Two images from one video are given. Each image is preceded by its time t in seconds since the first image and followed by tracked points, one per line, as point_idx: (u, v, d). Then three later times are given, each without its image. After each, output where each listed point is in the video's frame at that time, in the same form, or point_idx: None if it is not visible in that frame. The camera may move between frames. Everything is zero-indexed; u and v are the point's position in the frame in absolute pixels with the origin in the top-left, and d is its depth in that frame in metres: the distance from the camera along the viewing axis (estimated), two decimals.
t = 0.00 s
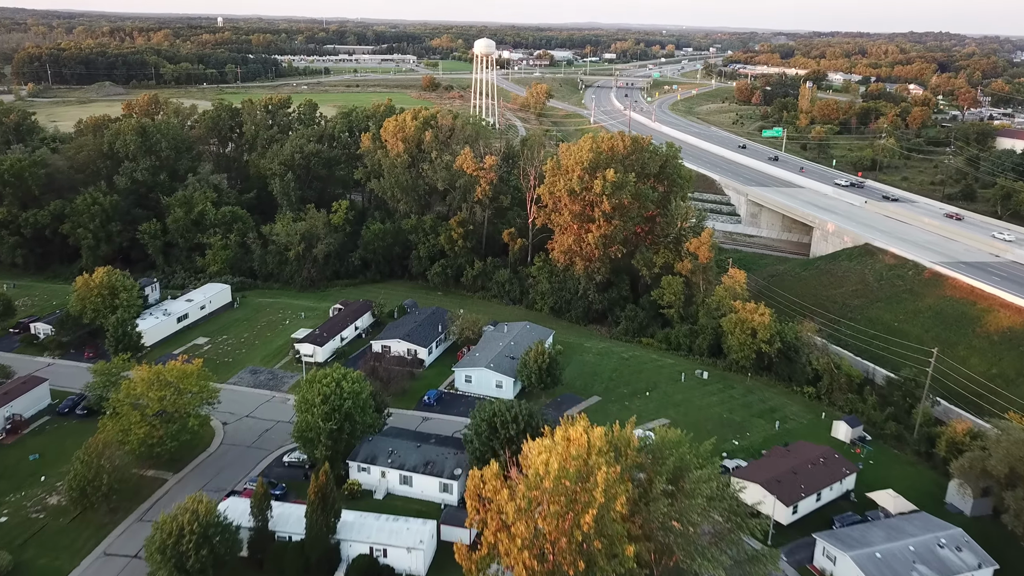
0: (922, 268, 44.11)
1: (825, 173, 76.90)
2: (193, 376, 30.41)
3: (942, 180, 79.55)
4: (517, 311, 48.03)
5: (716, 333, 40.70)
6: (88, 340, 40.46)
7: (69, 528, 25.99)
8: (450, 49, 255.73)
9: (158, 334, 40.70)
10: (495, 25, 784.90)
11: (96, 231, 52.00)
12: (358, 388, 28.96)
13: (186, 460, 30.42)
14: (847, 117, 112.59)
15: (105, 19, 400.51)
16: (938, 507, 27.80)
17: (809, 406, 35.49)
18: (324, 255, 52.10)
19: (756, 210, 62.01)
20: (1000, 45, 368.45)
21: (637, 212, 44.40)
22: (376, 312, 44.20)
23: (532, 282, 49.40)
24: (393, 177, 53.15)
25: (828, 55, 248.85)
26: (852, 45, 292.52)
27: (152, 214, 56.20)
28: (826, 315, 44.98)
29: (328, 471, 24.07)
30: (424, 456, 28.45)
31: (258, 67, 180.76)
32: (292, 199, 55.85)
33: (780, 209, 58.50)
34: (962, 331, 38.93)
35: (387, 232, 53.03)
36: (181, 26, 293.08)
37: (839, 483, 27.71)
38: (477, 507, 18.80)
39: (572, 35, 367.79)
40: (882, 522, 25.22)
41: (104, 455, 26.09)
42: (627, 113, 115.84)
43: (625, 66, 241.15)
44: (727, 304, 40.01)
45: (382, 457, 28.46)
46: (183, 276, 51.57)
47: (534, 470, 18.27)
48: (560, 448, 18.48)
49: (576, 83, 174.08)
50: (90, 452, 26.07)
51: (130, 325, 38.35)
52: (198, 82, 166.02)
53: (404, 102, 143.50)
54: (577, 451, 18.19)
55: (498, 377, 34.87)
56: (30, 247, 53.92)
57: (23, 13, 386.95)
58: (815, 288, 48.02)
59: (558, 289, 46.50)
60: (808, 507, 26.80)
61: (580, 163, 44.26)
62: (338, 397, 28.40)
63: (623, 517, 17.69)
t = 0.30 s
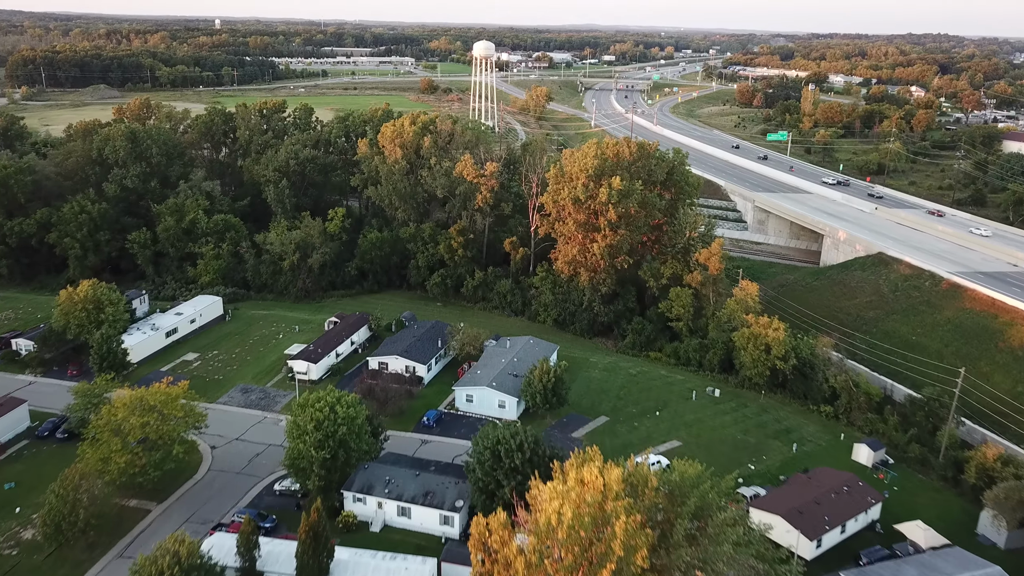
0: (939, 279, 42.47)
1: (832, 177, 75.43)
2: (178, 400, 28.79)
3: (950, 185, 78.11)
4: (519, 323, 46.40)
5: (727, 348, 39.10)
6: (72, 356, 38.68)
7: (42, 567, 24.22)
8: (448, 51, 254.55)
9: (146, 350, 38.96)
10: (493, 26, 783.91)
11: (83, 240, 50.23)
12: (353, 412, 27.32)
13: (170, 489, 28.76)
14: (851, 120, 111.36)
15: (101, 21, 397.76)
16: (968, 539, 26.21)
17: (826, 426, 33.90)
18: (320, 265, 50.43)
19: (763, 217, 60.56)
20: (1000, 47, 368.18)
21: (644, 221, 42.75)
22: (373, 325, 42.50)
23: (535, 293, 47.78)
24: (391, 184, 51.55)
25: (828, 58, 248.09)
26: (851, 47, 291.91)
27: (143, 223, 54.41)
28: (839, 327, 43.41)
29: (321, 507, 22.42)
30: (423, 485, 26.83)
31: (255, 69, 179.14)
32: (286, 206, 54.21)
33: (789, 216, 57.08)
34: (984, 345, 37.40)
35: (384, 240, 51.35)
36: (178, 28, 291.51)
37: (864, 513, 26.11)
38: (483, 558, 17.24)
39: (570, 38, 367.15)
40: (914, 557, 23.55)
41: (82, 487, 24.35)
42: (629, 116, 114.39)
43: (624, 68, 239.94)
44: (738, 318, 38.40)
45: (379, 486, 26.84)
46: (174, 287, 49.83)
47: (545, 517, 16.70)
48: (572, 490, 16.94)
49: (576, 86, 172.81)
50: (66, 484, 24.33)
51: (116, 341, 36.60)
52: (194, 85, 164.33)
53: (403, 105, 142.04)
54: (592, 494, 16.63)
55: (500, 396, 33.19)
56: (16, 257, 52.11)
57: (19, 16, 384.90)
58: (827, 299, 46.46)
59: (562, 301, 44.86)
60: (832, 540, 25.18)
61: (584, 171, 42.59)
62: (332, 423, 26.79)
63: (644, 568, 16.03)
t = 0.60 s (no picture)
0: (957, 307, 40.97)
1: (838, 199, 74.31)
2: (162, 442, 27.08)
3: (957, 207, 77.13)
4: (521, 354, 44.69)
5: (739, 381, 37.51)
6: (53, 393, 36.71)
7: None
8: (446, 71, 255.75)
9: (130, 385, 37.08)
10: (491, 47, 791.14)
11: (70, 267, 48.59)
12: (347, 458, 25.52)
13: (150, 541, 26.74)
14: (852, 141, 111.39)
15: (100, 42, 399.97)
16: None
17: (847, 467, 32.17)
18: (314, 292, 48.77)
19: (770, 241, 59.70)
20: (994, 67, 371.87)
21: (651, 247, 41.25)
22: (369, 357, 40.72)
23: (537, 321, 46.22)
24: (388, 208, 50.12)
25: (826, 78, 249.95)
26: (848, 67, 294.34)
27: (132, 249, 52.80)
28: (854, 358, 41.80)
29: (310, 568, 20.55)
30: (422, 538, 24.92)
31: (252, 90, 179.15)
32: (280, 231, 52.68)
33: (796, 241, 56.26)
34: (1008, 380, 35.92)
35: (381, 267, 49.80)
36: (177, 49, 292.20)
37: (897, 567, 24.29)
38: None
39: (568, 58, 370.28)
40: None
41: (53, 543, 22.35)
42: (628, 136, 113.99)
43: (622, 88, 241.03)
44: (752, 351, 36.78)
45: (374, 539, 24.90)
46: (163, 316, 48.13)
47: None
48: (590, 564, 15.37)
49: (575, 106, 172.92)
50: (36, 539, 22.33)
51: (99, 377, 34.76)
52: (191, 105, 164.16)
53: (401, 125, 141.57)
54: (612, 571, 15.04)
55: (503, 436, 31.39)
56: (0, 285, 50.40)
57: (19, 36, 386.36)
58: (840, 327, 44.91)
59: (566, 330, 43.22)
60: None
61: (588, 196, 41.15)
62: (323, 471, 24.96)
63: None
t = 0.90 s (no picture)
0: (977, 332, 39.46)
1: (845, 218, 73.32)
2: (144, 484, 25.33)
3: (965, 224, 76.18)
4: (524, 379, 42.96)
5: (752, 410, 35.91)
6: (31, 426, 34.71)
7: None
8: (445, 88, 256.77)
9: (114, 416, 35.20)
10: (489, 63, 796.92)
11: (55, 290, 46.90)
12: (342, 502, 23.69)
13: None
14: (856, 157, 113.44)
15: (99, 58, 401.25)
16: None
17: (871, 504, 30.36)
18: (309, 316, 47.11)
19: (778, 260, 59.17)
20: (991, 83, 374.63)
21: (659, 270, 39.79)
22: (365, 385, 38.95)
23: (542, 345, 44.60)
24: (385, 228, 48.61)
25: (824, 94, 251.31)
26: (846, 82, 296.36)
27: (121, 271, 51.16)
28: (870, 384, 40.16)
29: None
30: None
31: (250, 106, 178.94)
32: (274, 252, 51.16)
33: (804, 260, 55.58)
34: None
35: (378, 288, 48.23)
36: (175, 66, 292.81)
37: None
38: None
39: (566, 74, 372.38)
40: None
41: None
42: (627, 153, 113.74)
43: (621, 104, 241.80)
44: (766, 379, 35.14)
45: None
46: (151, 340, 46.38)
47: None
48: None
49: (574, 122, 172.86)
50: None
51: (81, 408, 32.93)
52: (189, 122, 163.80)
53: (400, 141, 141.02)
54: None
55: (506, 473, 29.58)
56: None
57: (18, 54, 387.66)
58: (855, 352, 43.38)
59: (571, 356, 41.53)
60: None
61: (594, 217, 39.65)
62: (315, 516, 23.11)
63: None
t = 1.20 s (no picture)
0: (1000, 343, 37.91)
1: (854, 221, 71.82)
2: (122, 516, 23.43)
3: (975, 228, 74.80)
4: (527, 393, 41.27)
5: (767, 427, 34.33)
6: (10, 447, 32.83)
7: None
8: (443, 88, 255.50)
9: (98, 435, 33.41)
10: (488, 63, 795.78)
11: (40, 300, 45.12)
12: (336, 536, 21.94)
13: None
14: (860, 158, 112.67)
15: (96, 59, 400.26)
16: None
17: (896, 530, 28.75)
18: (304, 326, 45.42)
19: (787, 266, 57.95)
20: (991, 83, 374.03)
21: (668, 279, 38.15)
22: (362, 401, 37.27)
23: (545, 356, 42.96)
24: (382, 234, 47.02)
25: (825, 95, 250.45)
26: (846, 82, 295.72)
27: (109, 279, 49.39)
28: (888, 398, 38.51)
29: None
30: None
31: (247, 107, 177.14)
32: (268, 259, 49.49)
33: (815, 266, 54.30)
34: None
35: (376, 297, 46.55)
36: (171, 66, 292.14)
37: None
38: None
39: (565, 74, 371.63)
40: None
41: None
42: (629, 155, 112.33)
43: (620, 104, 240.52)
44: (783, 395, 33.46)
45: None
46: (140, 352, 44.62)
47: None
48: None
49: (573, 123, 171.47)
50: None
51: (62, 428, 31.15)
52: (185, 123, 162.00)
53: (398, 142, 139.46)
54: None
55: (511, 498, 27.91)
56: None
57: (14, 54, 385.97)
58: (870, 364, 41.76)
59: (576, 368, 39.84)
60: None
61: (600, 224, 38.00)
62: (306, 551, 21.43)
63: None
